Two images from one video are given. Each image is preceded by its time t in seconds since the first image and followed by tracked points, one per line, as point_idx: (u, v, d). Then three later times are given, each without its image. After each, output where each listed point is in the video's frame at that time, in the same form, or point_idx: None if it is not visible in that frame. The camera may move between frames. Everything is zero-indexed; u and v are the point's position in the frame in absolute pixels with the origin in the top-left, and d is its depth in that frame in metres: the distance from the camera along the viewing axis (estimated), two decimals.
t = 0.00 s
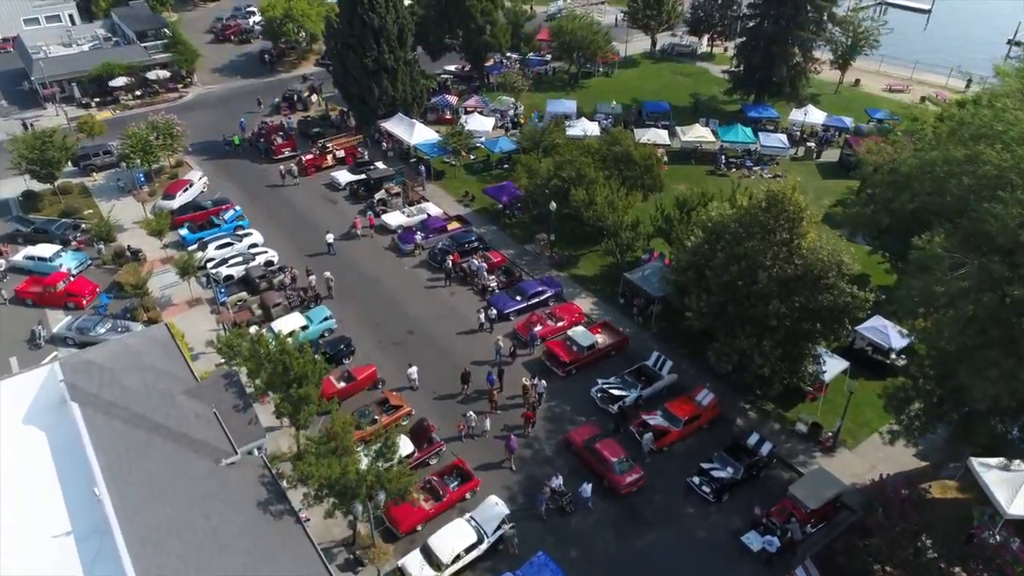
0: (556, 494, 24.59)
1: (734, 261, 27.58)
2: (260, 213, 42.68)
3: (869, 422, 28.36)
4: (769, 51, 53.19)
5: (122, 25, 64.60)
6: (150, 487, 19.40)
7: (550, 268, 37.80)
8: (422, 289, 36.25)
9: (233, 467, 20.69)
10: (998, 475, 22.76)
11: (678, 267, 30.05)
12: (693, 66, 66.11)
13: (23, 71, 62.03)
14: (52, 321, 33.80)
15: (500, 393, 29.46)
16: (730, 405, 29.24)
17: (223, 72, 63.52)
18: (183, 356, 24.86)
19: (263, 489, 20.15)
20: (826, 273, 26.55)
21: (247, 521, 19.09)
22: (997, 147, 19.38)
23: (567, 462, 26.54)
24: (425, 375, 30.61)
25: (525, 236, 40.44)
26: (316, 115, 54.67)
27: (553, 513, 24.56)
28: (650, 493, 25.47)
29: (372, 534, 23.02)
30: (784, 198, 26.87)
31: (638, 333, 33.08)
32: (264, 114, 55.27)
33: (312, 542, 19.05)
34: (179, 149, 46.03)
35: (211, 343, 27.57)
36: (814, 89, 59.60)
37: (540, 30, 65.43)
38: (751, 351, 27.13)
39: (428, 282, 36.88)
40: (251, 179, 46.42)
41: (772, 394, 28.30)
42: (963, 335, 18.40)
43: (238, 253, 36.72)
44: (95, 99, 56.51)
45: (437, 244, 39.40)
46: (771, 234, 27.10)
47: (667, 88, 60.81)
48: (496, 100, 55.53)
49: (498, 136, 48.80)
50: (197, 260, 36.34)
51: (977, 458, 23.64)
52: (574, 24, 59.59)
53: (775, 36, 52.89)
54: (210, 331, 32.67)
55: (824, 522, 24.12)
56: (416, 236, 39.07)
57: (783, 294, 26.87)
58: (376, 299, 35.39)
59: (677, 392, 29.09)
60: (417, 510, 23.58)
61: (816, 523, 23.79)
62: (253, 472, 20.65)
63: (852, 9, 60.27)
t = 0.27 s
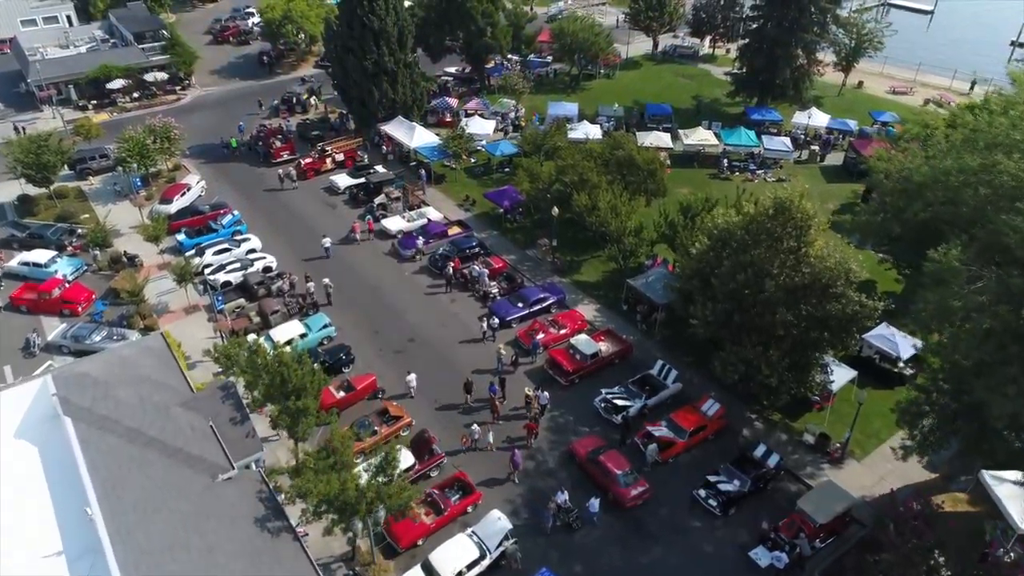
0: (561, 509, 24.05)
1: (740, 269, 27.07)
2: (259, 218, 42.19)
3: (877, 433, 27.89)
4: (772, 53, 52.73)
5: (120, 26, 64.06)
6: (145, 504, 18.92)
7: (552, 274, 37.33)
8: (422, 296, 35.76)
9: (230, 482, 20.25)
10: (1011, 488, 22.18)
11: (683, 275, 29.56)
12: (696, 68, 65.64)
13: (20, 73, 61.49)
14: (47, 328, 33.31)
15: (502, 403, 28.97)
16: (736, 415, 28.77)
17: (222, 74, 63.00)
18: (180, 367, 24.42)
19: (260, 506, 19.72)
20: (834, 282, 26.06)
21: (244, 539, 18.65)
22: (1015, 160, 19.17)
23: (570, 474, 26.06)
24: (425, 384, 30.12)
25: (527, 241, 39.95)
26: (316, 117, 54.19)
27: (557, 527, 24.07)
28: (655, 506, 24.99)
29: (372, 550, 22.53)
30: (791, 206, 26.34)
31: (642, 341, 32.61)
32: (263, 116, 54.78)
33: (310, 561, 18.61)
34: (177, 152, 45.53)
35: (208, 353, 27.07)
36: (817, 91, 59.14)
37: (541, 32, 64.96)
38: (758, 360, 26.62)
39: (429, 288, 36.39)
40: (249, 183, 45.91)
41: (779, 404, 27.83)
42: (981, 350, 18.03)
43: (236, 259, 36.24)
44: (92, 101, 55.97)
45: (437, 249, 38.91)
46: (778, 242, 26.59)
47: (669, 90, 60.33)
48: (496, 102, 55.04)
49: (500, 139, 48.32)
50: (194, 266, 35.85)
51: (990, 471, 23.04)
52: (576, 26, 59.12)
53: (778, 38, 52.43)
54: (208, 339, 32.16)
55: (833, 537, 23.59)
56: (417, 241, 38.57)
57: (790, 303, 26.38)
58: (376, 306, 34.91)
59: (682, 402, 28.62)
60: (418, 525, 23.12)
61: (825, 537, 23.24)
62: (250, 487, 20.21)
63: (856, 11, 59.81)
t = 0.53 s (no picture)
0: (564, 524, 23.52)
1: (747, 278, 26.57)
2: (257, 223, 41.65)
3: (886, 444, 27.39)
4: (776, 56, 52.22)
5: (117, 28, 63.50)
6: (138, 525, 18.39)
7: (554, 280, 36.84)
8: (423, 303, 35.25)
9: (225, 498, 19.74)
10: None
11: (688, 283, 29.06)
12: (698, 70, 65.16)
13: (16, 75, 60.95)
14: (42, 336, 32.81)
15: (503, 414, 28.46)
16: (743, 425, 28.27)
17: (220, 76, 62.48)
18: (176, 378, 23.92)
19: (258, 523, 19.20)
20: (844, 291, 25.53)
21: (240, 560, 18.14)
22: None
23: (574, 487, 25.57)
24: (426, 394, 29.60)
25: (529, 247, 39.45)
26: (315, 120, 53.68)
27: (561, 542, 23.55)
28: (661, 520, 24.50)
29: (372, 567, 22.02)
30: (800, 214, 25.83)
31: (646, 350, 32.12)
32: (261, 119, 54.28)
33: None
34: (174, 156, 45.00)
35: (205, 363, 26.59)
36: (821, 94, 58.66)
37: (542, 34, 64.46)
38: (766, 371, 26.12)
39: (430, 295, 35.89)
40: (248, 187, 45.38)
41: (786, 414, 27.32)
42: (999, 366, 17.69)
43: (234, 265, 35.74)
44: (89, 103, 55.43)
45: (438, 255, 38.40)
46: (786, 251, 26.06)
47: (671, 93, 59.84)
48: (497, 105, 54.52)
49: (501, 143, 47.84)
50: (192, 272, 35.36)
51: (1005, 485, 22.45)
52: (577, 28, 58.61)
53: (782, 41, 51.90)
54: (205, 347, 31.68)
55: (844, 552, 22.99)
56: (418, 247, 38.08)
57: (798, 313, 25.87)
58: (375, 313, 34.40)
59: (687, 413, 28.15)
60: (419, 541, 22.64)
61: (835, 553, 22.74)
62: (247, 503, 19.72)
63: (860, 13, 59.31)
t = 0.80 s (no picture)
0: (568, 540, 23.00)
1: (754, 287, 26.07)
2: (255, 228, 41.13)
3: (896, 456, 26.88)
4: (780, 59, 51.69)
5: (115, 30, 62.95)
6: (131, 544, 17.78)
7: (557, 287, 36.34)
8: (424, 310, 34.74)
9: (222, 516, 19.38)
10: None
11: (693, 292, 28.54)
12: (700, 72, 64.67)
13: (13, 78, 60.42)
14: (37, 344, 32.29)
15: (506, 425, 27.95)
16: (749, 436, 27.77)
17: (219, 78, 61.96)
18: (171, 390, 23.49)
19: (254, 544, 18.84)
20: (853, 301, 25.03)
21: None
22: None
23: (578, 501, 25.05)
24: (427, 404, 29.09)
25: (531, 252, 38.95)
26: (315, 123, 53.18)
27: (565, 558, 23.03)
28: (667, 535, 23.97)
29: None
30: (808, 222, 25.34)
31: (651, 358, 31.62)
32: (260, 122, 53.77)
33: None
34: (172, 160, 44.48)
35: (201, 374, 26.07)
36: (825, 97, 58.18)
37: (543, 36, 63.95)
38: (774, 382, 25.61)
39: (431, 302, 35.37)
40: (246, 191, 44.86)
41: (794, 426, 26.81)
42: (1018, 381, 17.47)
43: (232, 272, 35.23)
44: (87, 106, 54.90)
45: (439, 261, 37.89)
46: (794, 260, 25.57)
47: (674, 95, 59.36)
48: (498, 108, 54.01)
49: (502, 147, 47.35)
50: (189, 278, 34.84)
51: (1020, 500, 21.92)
52: (579, 30, 58.06)
53: (786, 43, 51.34)
54: (202, 356, 31.13)
55: (854, 569, 22.49)
56: (419, 253, 37.58)
57: (806, 323, 25.38)
58: (376, 321, 33.90)
59: (693, 424, 27.65)
60: (420, 558, 22.12)
61: (846, 569, 22.23)
62: (244, 522, 19.39)
63: (864, 15, 58.79)
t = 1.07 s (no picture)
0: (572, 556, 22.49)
1: (762, 297, 25.54)
2: (253, 233, 40.60)
3: (906, 468, 26.38)
4: (784, 61, 51.19)
5: (113, 31, 62.41)
6: (122, 564, 17.24)
7: (560, 293, 35.84)
8: (424, 317, 34.22)
9: (217, 535, 18.83)
10: None
11: (700, 301, 28.03)
12: (702, 74, 64.16)
13: (10, 80, 59.89)
14: (31, 353, 31.76)
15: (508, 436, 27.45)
16: (756, 448, 27.25)
17: (217, 80, 61.42)
18: (167, 403, 23.07)
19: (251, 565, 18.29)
20: (863, 312, 24.48)
21: None
22: None
23: (582, 515, 24.55)
24: (427, 415, 28.58)
25: (533, 258, 38.46)
26: (314, 126, 52.67)
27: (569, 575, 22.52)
28: (674, 550, 23.47)
29: None
30: (817, 230, 24.82)
31: (655, 367, 31.13)
32: (259, 125, 53.26)
33: None
34: (169, 164, 43.96)
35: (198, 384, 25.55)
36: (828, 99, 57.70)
37: (544, 38, 63.44)
38: (782, 393, 25.10)
39: (431, 309, 34.85)
40: (244, 195, 44.34)
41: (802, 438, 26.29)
42: None
43: (230, 278, 34.72)
44: (84, 109, 54.37)
45: (440, 267, 37.39)
46: (802, 269, 25.04)
47: (676, 98, 58.86)
48: (499, 111, 53.51)
49: (504, 150, 46.86)
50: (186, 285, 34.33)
51: None
52: (581, 32, 57.55)
53: (790, 46, 50.81)
54: (199, 366, 30.61)
55: None
56: (419, 259, 37.07)
57: (815, 334, 24.86)
58: (376, 329, 33.40)
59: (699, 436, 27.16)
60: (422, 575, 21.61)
61: None
62: (240, 541, 18.84)
63: (868, 16, 58.29)
